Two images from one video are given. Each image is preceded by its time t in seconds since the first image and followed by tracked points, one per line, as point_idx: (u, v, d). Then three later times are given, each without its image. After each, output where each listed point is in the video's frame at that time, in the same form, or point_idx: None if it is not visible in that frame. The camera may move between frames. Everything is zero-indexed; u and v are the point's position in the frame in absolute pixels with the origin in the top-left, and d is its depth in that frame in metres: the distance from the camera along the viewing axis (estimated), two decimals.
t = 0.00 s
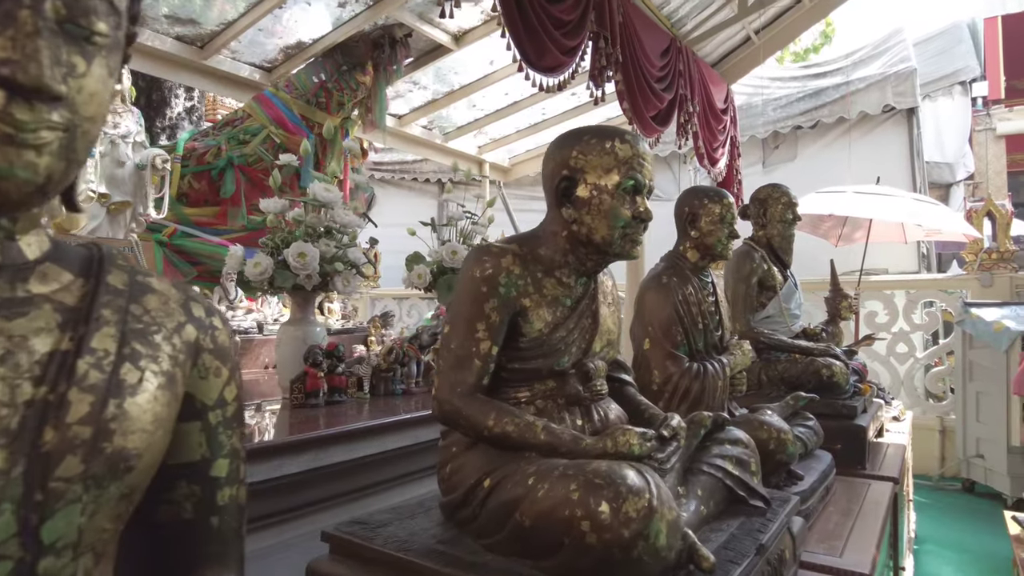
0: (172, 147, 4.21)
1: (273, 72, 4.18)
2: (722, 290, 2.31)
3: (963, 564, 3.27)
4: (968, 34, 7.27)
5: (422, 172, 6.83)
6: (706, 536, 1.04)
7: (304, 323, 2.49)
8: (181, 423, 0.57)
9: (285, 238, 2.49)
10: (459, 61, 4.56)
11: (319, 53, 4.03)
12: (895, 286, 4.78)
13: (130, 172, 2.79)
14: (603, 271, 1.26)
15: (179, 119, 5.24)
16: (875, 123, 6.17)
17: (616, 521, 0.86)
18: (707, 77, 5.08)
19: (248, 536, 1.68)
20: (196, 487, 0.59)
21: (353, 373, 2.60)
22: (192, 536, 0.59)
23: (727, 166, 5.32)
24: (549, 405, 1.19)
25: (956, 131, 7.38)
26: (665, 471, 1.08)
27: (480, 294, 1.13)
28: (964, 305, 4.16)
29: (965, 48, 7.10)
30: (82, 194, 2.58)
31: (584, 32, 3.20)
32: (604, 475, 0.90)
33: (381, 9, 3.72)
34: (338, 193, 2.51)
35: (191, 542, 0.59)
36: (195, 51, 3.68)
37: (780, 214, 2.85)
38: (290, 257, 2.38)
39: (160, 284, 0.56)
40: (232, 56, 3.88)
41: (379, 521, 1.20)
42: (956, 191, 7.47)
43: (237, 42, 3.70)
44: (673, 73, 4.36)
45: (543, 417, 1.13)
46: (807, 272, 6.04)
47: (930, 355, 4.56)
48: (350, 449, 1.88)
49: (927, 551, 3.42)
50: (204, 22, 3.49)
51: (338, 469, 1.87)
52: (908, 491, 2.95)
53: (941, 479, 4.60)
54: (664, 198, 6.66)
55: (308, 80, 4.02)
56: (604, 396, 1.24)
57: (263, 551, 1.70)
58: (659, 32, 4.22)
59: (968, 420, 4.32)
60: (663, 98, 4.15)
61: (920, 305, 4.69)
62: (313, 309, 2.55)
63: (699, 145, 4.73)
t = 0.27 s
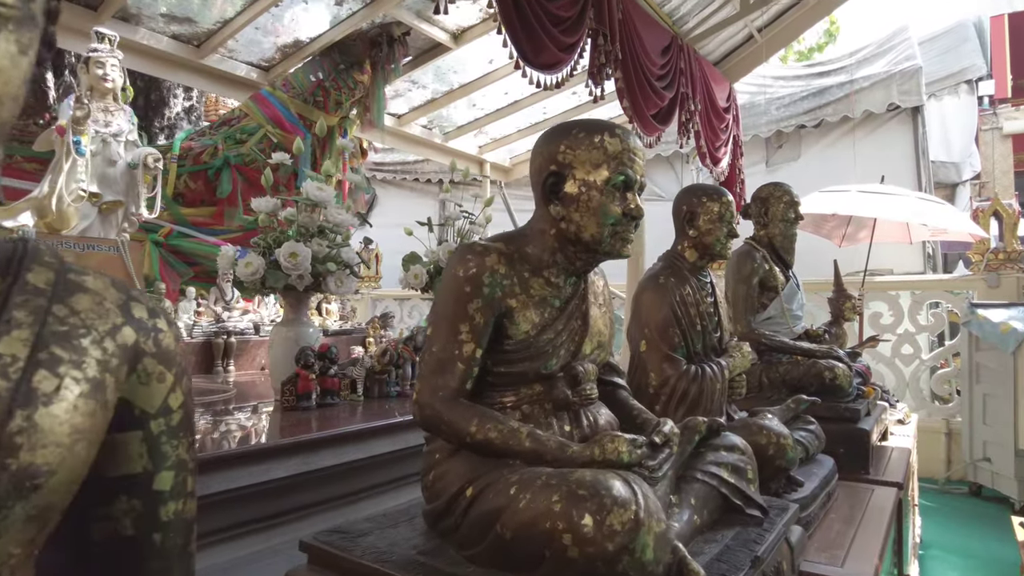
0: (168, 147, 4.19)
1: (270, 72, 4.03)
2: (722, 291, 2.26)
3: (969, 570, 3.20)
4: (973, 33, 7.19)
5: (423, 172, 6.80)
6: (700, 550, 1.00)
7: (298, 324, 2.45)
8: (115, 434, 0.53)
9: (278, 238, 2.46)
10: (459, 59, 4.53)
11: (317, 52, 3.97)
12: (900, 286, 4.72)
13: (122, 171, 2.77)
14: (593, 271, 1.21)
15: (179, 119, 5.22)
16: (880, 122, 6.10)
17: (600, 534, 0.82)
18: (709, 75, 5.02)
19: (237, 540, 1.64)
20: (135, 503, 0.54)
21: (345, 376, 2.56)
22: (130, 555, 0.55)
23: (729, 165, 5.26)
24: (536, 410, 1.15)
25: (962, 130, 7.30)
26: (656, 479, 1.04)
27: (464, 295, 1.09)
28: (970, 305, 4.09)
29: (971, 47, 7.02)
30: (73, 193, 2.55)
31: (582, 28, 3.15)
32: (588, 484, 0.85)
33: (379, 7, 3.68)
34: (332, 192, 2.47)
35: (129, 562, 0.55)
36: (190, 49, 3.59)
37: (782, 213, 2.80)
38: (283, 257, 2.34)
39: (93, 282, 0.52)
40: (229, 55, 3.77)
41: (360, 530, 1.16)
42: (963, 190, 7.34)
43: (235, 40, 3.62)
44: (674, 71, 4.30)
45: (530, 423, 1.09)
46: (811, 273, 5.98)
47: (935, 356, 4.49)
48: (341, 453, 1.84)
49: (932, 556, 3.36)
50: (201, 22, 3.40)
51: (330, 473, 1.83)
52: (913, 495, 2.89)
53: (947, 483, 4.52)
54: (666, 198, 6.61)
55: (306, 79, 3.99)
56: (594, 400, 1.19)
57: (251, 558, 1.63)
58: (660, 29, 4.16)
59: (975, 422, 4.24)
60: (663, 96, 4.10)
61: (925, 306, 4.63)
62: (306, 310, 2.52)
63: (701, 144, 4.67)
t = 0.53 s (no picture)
0: (166, 147, 4.16)
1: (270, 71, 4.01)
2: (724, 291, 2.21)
3: None
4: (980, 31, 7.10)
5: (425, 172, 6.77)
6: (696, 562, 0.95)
7: (292, 325, 2.41)
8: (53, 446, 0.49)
9: (272, 237, 2.42)
10: (459, 58, 4.48)
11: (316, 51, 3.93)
12: (906, 287, 4.65)
13: (117, 170, 2.73)
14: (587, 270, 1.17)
15: (179, 119, 5.21)
16: (886, 121, 6.03)
17: (589, 549, 0.78)
18: (712, 74, 4.96)
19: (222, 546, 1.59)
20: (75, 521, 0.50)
21: (340, 377, 2.52)
22: None
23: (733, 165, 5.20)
24: (528, 415, 1.10)
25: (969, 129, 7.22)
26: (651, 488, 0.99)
27: (451, 295, 1.05)
28: (978, 306, 4.03)
29: (977, 46, 6.94)
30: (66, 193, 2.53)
31: (583, 24, 3.10)
32: (577, 495, 0.81)
33: (378, 5, 3.63)
34: (327, 191, 2.44)
35: None
36: (189, 49, 3.56)
37: (786, 212, 2.74)
38: (276, 256, 2.30)
39: (29, 280, 0.48)
40: (228, 54, 3.74)
41: (345, 539, 1.12)
42: (969, 190, 7.28)
43: (235, 39, 3.58)
44: (676, 69, 4.25)
45: (521, 430, 1.04)
46: (816, 274, 5.91)
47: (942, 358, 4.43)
48: (334, 457, 1.80)
49: (939, 562, 3.29)
50: (198, 20, 3.37)
51: (323, 477, 1.80)
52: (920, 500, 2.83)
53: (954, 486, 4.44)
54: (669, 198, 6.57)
55: (305, 77, 3.94)
56: (589, 405, 1.15)
57: (237, 566, 1.57)
58: (662, 27, 4.11)
59: (983, 425, 4.17)
60: (666, 95, 4.04)
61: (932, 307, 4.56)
62: (301, 310, 2.48)
63: (704, 143, 4.62)
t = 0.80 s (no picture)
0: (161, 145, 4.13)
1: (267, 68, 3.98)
2: (724, 291, 2.15)
3: None
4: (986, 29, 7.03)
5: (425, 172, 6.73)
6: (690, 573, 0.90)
7: (285, 324, 2.37)
8: None
9: (263, 236, 2.38)
10: (458, 55, 4.43)
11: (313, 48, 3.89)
12: (911, 287, 4.59)
13: (108, 168, 2.69)
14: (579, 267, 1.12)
15: (177, 117, 5.18)
16: (890, 120, 5.96)
17: (575, 564, 0.73)
18: (714, 71, 4.91)
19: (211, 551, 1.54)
20: None
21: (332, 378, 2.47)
22: None
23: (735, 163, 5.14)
24: (516, 419, 1.05)
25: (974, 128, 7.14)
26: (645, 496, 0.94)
27: (435, 294, 1.00)
28: (984, 306, 3.96)
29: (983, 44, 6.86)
30: (56, 190, 2.49)
31: (583, 19, 3.05)
32: (562, 507, 0.76)
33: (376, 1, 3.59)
34: (320, 188, 2.39)
35: None
36: (185, 46, 3.52)
37: (789, 211, 2.69)
38: (268, 255, 2.26)
39: None
40: (224, 51, 3.71)
41: (324, 549, 1.07)
42: (975, 190, 7.21)
43: (231, 36, 3.54)
44: (678, 66, 4.19)
45: (508, 436, 1.00)
46: (819, 274, 5.85)
47: (947, 359, 4.36)
48: (324, 460, 1.76)
49: (945, 567, 3.23)
50: (194, 17, 3.33)
51: (314, 481, 1.75)
52: (926, 504, 2.77)
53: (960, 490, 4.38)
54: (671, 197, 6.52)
55: (302, 75, 3.89)
56: (581, 409, 1.10)
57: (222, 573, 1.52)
58: (663, 23, 4.05)
59: (990, 427, 4.11)
60: (667, 92, 3.98)
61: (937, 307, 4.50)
62: (294, 310, 2.44)
63: (706, 141, 4.56)
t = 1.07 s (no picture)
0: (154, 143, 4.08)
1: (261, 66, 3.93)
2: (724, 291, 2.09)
3: None
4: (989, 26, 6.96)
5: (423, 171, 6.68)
6: None
7: (274, 325, 2.32)
8: None
9: (252, 234, 2.32)
10: (454, 52, 4.37)
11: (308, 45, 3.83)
12: (914, 287, 4.53)
13: (94, 166, 2.66)
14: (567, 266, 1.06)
15: (172, 116, 5.13)
16: (893, 118, 5.89)
17: None
18: (715, 69, 4.84)
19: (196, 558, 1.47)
20: None
21: (322, 380, 2.42)
22: None
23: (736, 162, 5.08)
24: (500, 426, 1.00)
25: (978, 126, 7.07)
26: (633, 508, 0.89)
27: (413, 294, 0.94)
28: (988, 306, 3.90)
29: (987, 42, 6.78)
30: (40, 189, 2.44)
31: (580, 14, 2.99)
32: (541, 524, 0.71)
33: None
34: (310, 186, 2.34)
35: None
36: (178, 43, 3.47)
37: (790, 209, 2.63)
38: (255, 254, 2.20)
39: None
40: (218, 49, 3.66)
41: (299, 563, 1.01)
42: (978, 189, 7.14)
43: (225, 32, 3.49)
44: (677, 63, 4.13)
45: (492, 444, 0.94)
46: (821, 274, 5.78)
47: (951, 359, 4.29)
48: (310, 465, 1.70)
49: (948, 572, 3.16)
50: (186, 13, 3.27)
51: (302, 485, 1.70)
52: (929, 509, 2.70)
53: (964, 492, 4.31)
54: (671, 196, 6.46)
55: (297, 72, 3.84)
56: (570, 415, 1.04)
57: None
58: (663, 20, 3.99)
59: (994, 429, 4.04)
60: (666, 89, 3.92)
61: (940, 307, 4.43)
62: (283, 310, 2.39)
63: (706, 139, 4.50)
